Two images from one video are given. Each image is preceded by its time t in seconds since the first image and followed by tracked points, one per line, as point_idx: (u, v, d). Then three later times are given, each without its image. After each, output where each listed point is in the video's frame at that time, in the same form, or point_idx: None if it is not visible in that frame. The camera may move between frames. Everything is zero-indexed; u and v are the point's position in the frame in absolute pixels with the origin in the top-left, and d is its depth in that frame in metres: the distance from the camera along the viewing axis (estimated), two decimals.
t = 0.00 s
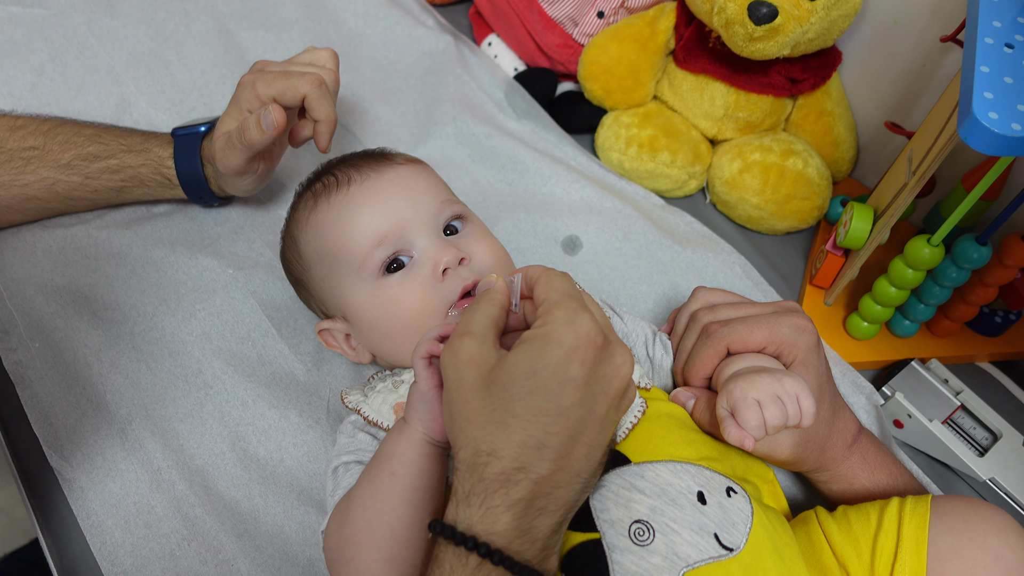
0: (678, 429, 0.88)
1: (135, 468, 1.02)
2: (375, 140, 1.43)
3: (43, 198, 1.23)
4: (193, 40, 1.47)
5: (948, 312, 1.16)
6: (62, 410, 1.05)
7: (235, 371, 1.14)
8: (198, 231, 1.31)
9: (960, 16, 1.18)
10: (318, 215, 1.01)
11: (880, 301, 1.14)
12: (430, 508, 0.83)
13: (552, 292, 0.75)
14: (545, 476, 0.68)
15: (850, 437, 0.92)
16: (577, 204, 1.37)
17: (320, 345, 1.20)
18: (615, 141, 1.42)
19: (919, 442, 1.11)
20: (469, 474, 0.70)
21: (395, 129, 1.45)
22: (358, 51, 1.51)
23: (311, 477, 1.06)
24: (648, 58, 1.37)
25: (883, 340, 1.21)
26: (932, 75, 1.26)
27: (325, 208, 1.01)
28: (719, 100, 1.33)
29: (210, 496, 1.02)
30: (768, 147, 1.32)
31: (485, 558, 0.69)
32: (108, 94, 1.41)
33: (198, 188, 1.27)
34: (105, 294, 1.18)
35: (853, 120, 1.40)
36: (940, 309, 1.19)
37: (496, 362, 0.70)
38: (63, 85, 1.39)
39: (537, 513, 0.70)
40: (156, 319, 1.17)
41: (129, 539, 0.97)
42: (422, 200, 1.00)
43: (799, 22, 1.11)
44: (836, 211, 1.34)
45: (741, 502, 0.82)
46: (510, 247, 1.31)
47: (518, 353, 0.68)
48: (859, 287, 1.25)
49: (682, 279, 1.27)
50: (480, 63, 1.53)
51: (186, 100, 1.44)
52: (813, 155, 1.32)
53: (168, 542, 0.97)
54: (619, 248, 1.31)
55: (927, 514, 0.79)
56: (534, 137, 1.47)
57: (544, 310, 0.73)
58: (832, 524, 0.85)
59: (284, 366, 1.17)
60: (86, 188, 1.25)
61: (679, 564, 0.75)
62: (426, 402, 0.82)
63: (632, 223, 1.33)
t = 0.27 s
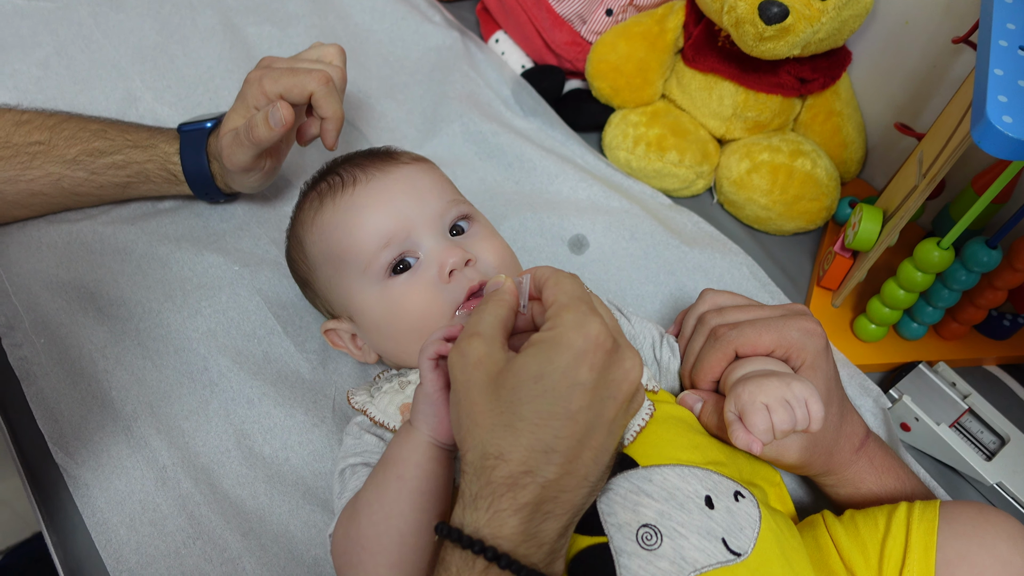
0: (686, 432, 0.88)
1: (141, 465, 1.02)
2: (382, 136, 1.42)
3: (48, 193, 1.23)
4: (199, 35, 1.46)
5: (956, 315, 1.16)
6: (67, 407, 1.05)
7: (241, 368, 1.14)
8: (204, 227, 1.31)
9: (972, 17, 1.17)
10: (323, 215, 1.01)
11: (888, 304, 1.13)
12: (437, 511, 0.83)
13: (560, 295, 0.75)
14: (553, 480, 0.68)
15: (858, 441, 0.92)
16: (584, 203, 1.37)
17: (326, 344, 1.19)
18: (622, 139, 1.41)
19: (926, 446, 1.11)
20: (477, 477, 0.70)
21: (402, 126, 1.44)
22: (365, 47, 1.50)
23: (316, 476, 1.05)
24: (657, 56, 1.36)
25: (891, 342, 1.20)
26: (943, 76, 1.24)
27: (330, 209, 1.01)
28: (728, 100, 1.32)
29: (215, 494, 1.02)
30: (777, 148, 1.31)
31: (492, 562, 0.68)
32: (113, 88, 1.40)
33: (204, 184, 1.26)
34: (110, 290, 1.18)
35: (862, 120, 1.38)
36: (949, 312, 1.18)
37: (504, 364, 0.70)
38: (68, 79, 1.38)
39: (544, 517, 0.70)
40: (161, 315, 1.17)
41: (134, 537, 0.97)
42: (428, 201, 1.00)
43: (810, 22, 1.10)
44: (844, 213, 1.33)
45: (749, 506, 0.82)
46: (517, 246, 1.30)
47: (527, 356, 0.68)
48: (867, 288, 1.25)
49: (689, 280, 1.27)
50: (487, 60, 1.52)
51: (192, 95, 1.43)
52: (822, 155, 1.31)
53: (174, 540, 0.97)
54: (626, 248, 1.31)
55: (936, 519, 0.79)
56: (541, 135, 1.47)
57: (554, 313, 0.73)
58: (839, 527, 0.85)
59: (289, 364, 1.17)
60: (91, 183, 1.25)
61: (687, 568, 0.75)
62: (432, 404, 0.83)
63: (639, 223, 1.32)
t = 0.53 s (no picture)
0: (698, 427, 0.87)
1: (150, 459, 1.02)
2: (389, 129, 1.42)
3: (55, 188, 1.22)
4: (205, 28, 1.46)
5: (969, 307, 1.14)
6: (76, 401, 1.05)
7: (249, 363, 1.13)
8: (211, 221, 1.30)
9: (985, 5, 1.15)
10: (329, 210, 1.01)
11: (900, 296, 1.12)
12: (436, 504, 0.83)
13: (572, 289, 0.75)
14: (566, 476, 0.67)
15: (870, 434, 0.91)
16: (592, 195, 1.36)
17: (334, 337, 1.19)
18: (631, 131, 1.40)
19: (939, 439, 1.10)
20: (490, 474, 0.69)
21: (408, 118, 1.44)
22: (371, 39, 1.49)
23: (326, 470, 1.05)
24: (666, 47, 1.34)
25: (903, 334, 1.19)
26: (955, 65, 1.23)
27: (336, 204, 1.00)
28: (738, 90, 1.31)
29: (224, 488, 1.02)
30: (787, 139, 1.29)
31: (505, 558, 0.68)
32: (119, 82, 1.40)
33: (210, 177, 1.26)
34: (117, 284, 1.17)
35: (873, 110, 1.37)
36: (962, 303, 1.17)
37: (517, 361, 0.70)
38: (74, 73, 1.38)
39: (558, 513, 0.69)
40: (168, 310, 1.16)
41: (144, 531, 0.97)
42: (434, 195, 0.99)
43: (821, 12, 1.08)
44: (855, 204, 1.32)
45: (761, 500, 0.81)
46: (525, 239, 1.30)
47: (540, 352, 0.68)
48: (878, 280, 1.23)
49: (699, 272, 1.26)
50: (494, 52, 1.51)
51: (198, 88, 1.43)
52: (833, 146, 1.29)
53: (184, 534, 0.97)
54: (634, 240, 1.30)
55: (949, 513, 0.78)
56: (548, 126, 1.46)
57: (566, 308, 0.73)
58: (851, 522, 0.84)
59: (297, 358, 1.16)
60: (98, 178, 1.25)
61: (699, 563, 0.74)
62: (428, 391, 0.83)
63: (648, 215, 1.31)
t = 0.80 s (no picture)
0: (712, 414, 0.87)
1: (167, 448, 1.04)
2: (401, 114, 1.41)
3: (69, 176, 1.23)
4: (215, 12, 1.45)
5: (987, 289, 1.13)
6: (93, 390, 1.07)
7: (264, 351, 1.14)
8: (224, 209, 1.31)
9: None
10: (342, 199, 1.00)
11: (916, 279, 1.11)
12: (439, 493, 0.84)
13: (585, 276, 0.75)
14: (582, 464, 0.68)
15: (887, 420, 0.91)
16: (605, 179, 1.35)
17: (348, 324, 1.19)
18: (644, 114, 1.39)
19: (953, 423, 1.10)
20: (505, 463, 0.70)
21: (420, 103, 1.43)
22: (381, 22, 1.47)
23: (341, 457, 1.06)
24: (679, 27, 1.32)
25: (918, 318, 1.19)
26: (976, 43, 1.20)
27: (348, 192, 1.00)
28: (752, 71, 1.29)
29: (240, 475, 1.03)
30: (803, 119, 1.27)
31: (520, 547, 0.69)
32: (131, 69, 1.40)
33: (223, 165, 1.26)
34: (132, 273, 1.18)
35: (890, 90, 1.35)
36: (979, 286, 1.16)
37: (530, 350, 0.70)
38: (85, 61, 1.37)
39: (573, 501, 0.70)
40: (183, 298, 1.17)
41: (162, 519, 0.98)
42: (447, 183, 0.98)
43: None
44: (872, 185, 1.30)
45: (777, 487, 0.81)
46: (537, 224, 1.29)
47: (553, 341, 0.69)
48: (894, 263, 1.23)
49: (712, 256, 1.25)
50: (505, 34, 1.49)
51: (209, 75, 1.42)
52: (849, 127, 1.27)
53: (201, 521, 0.99)
54: (647, 225, 1.29)
55: (966, 500, 0.79)
56: (560, 110, 1.44)
57: (578, 296, 0.73)
58: (867, 508, 0.84)
59: (312, 345, 1.17)
60: (111, 166, 1.25)
61: (715, 550, 0.75)
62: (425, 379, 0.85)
63: (661, 199, 1.31)
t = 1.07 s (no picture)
0: (708, 410, 0.87)
1: (160, 445, 1.03)
2: (394, 111, 1.40)
3: (59, 173, 1.22)
4: (206, 8, 1.44)
5: (980, 284, 1.14)
6: (86, 389, 1.06)
7: (257, 348, 1.14)
8: (216, 206, 1.30)
9: None
10: (348, 184, 0.99)
11: (910, 274, 1.12)
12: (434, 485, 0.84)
13: (582, 273, 0.75)
14: (577, 461, 0.69)
15: (881, 414, 0.92)
16: (599, 175, 1.35)
17: (342, 320, 1.19)
18: (638, 109, 1.38)
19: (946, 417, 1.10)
20: (500, 459, 0.70)
21: (413, 99, 1.42)
22: (373, 17, 1.46)
23: (335, 454, 1.06)
24: (673, 23, 1.32)
25: (912, 313, 1.19)
26: (969, 38, 1.20)
27: (355, 177, 0.99)
28: (746, 67, 1.29)
29: (234, 473, 1.03)
30: (797, 115, 1.28)
31: (515, 543, 0.69)
32: (121, 66, 1.39)
33: (215, 162, 1.25)
34: (124, 271, 1.18)
35: (884, 85, 1.35)
36: (973, 281, 1.16)
37: (526, 345, 0.70)
38: (76, 57, 1.36)
39: (568, 497, 0.70)
40: (176, 296, 1.17)
41: (155, 517, 0.98)
42: (455, 174, 0.98)
43: None
44: (865, 180, 1.30)
45: (772, 482, 0.81)
46: (531, 220, 1.29)
47: (550, 337, 0.68)
48: (889, 258, 1.23)
49: (707, 252, 1.25)
50: (498, 30, 1.49)
51: (201, 71, 1.42)
52: (843, 122, 1.28)
53: (195, 519, 0.98)
54: (642, 220, 1.29)
55: (961, 495, 0.79)
56: (554, 105, 1.44)
57: (575, 292, 0.73)
58: (863, 503, 0.85)
59: (305, 342, 1.17)
60: (102, 163, 1.24)
61: (710, 546, 0.75)
62: (427, 373, 0.83)
63: (655, 194, 1.31)
